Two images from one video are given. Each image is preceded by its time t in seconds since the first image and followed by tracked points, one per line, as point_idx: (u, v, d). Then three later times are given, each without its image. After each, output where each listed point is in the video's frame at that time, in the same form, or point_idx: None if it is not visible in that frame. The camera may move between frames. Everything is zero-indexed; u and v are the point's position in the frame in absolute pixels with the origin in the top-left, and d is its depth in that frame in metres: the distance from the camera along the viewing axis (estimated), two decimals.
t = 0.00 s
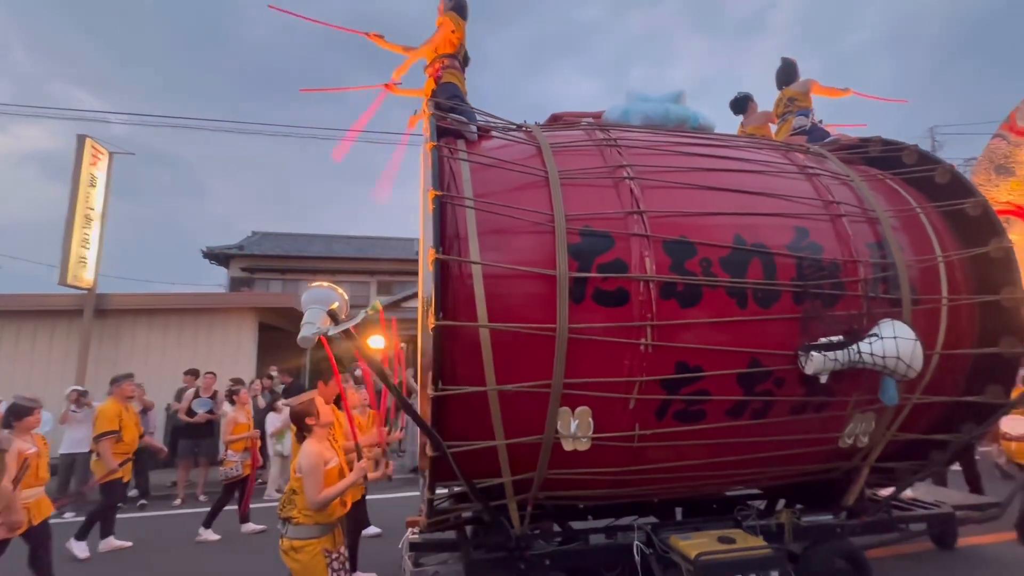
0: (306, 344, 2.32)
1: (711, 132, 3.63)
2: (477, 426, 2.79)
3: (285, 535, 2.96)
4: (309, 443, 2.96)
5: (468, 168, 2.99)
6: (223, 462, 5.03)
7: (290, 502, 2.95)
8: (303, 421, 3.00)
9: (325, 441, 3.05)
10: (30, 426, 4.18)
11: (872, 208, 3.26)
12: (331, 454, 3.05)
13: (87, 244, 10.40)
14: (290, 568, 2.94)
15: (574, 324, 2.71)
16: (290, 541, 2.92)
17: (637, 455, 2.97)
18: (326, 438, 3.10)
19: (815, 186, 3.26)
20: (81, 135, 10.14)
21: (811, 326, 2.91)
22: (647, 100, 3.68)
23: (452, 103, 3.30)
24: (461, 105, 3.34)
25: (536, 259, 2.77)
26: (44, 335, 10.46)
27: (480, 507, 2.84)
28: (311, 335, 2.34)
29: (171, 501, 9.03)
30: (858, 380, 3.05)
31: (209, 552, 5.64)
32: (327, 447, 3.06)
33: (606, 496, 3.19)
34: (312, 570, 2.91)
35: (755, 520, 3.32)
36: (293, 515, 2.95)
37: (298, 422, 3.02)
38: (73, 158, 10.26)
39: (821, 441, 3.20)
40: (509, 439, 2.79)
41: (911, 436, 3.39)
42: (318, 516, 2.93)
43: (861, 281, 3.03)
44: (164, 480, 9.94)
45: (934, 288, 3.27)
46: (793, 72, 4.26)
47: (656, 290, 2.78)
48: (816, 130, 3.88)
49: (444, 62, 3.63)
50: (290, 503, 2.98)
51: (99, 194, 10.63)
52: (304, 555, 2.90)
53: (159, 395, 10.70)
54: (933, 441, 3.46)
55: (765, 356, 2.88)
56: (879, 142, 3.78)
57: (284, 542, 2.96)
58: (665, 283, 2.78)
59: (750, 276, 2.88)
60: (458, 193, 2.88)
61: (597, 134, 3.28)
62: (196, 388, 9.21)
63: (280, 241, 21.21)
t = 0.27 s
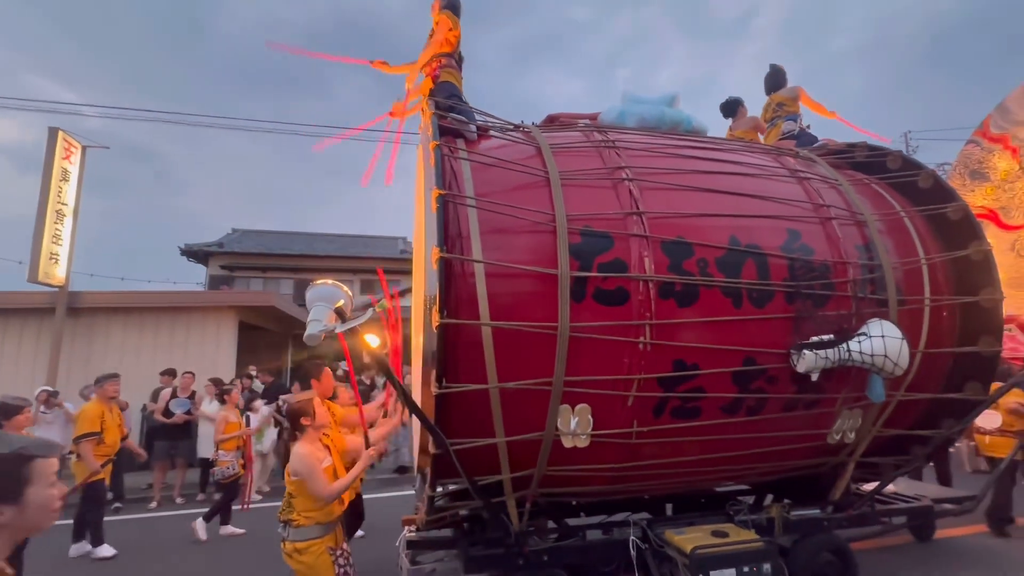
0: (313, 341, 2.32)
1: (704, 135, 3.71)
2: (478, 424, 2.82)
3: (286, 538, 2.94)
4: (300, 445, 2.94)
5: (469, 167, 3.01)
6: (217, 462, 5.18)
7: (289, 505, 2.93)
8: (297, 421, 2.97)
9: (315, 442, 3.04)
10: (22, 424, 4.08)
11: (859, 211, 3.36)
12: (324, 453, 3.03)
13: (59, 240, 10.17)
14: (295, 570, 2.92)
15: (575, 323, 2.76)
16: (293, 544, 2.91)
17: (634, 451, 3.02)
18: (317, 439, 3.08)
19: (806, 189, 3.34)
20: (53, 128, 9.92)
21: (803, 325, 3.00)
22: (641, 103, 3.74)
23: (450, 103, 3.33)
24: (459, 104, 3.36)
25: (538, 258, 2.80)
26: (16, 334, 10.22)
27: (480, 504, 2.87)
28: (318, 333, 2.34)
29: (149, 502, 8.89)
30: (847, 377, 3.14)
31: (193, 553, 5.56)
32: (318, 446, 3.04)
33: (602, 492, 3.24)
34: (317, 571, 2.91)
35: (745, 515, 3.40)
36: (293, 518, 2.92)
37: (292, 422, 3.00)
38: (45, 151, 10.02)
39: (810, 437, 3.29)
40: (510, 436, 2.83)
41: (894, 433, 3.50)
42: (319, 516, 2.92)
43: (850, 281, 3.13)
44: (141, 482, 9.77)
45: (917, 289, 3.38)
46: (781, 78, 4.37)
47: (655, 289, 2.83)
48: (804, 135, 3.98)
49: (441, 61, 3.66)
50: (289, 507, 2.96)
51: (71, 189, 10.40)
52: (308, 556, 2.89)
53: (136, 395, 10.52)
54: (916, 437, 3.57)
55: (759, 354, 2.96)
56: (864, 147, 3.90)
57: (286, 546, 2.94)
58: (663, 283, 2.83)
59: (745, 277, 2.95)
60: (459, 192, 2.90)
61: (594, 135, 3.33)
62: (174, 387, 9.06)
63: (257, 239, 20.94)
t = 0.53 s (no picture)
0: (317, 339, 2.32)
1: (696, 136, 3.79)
2: (478, 420, 2.85)
3: (304, 538, 3.02)
4: (301, 449, 2.97)
5: (468, 165, 3.03)
6: (203, 461, 5.24)
7: (305, 507, 2.99)
8: (295, 424, 2.98)
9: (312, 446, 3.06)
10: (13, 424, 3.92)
11: (845, 212, 3.46)
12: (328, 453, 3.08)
13: (28, 235, 9.92)
14: (315, 568, 3.01)
15: (575, 320, 2.80)
16: (312, 544, 2.99)
17: (630, 447, 3.07)
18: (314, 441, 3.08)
19: (795, 191, 3.44)
20: (21, 119, 9.67)
21: (793, 323, 3.08)
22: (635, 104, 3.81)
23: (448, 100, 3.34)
24: (457, 102, 3.39)
25: (538, 256, 2.84)
26: None
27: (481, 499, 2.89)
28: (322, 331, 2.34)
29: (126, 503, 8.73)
30: (834, 373, 3.24)
31: (176, 553, 5.50)
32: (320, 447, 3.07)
33: (598, 487, 3.29)
34: (340, 567, 3.00)
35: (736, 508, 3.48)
36: (310, 518, 2.99)
37: (289, 425, 3.00)
38: (11, 143, 9.77)
39: (798, 432, 3.38)
40: (510, 432, 2.86)
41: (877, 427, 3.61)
42: (334, 515, 2.99)
43: (838, 280, 3.22)
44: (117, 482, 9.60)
45: (899, 288, 3.48)
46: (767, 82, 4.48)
47: (653, 287, 2.89)
48: (791, 138, 4.10)
49: (437, 57, 3.67)
50: (303, 508, 3.03)
51: (40, 182, 10.14)
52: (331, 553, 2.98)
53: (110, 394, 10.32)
54: (897, 430, 3.69)
55: (752, 351, 3.03)
56: (848, 151, 4.02)
57: (304, 546, 3.02)
58: (661, 281, 2.89)
59: (739, 275, 3.03)
60: (459, 190, 2.90)
61: (591, 134, 3.38)
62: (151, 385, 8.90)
63: (232, 235, 20.64)
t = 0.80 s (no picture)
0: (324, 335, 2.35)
1: (689, 137, 3.85)
2: (480, 416, 2.87)
3: (306, 536, 2.99)
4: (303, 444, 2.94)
5: (469, 163, 3.04)
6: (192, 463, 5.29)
7: (309, 504, 2.96)
8: (294, 423, 2.98)
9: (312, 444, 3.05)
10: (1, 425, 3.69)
11: (834, 213, 3.55)
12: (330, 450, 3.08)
13: None
14: (313, 568, 2.96)
15: (576, 317, 2.84)
16: (315, 542, 2.96)
17: (627, 442, 3.13)
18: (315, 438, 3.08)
19: (786, 191, 3.52)
20: None
21: (786, 320, 3.16)
22: (630, 104, 3.86)
23: (447, 97, 3.36)
24: (456, 99, 3.40)
25: (539, 254, 2.87)
26: None
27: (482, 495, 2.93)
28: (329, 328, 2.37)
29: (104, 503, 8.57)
30: (824, 369, 3.33)
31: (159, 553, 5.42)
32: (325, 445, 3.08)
33: (594, 483, 3.34)
34: (339, 566, 2.98)
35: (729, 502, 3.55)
36: (313, 517, 2.97)
37: (287, 424, 2.99)
38: None
39: (789, 426, 3.47)
40: (511, 428, 2.89)
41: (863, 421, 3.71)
42: (340, 512, 2.99)
43: (828, 279, 3.31)
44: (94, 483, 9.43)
45: (884, 287, 3.57)
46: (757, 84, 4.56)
47: (651, 285, 2.94)
48: (781, 140, 4.18)
49: (435, 55, 3.68)
50: (306, 506, 2.99)
51: (9, 176, 9.88)
52: (335, 550, 2.96)
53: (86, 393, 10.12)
54: (882, 425, 3.80)
55: (746, 348, 3.11)
56: (834, 153, 4.12)
57: (306, 545, 2.98)
58: (659, 279, 2.95)
59: (734, 274, 3.10)
60: (461, 187, 2.92)
61: (588, 134, 3.42)
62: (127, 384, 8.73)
63: (210, 231, 20.33)
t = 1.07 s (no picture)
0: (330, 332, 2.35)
1: (684, 138, 3.92)
2: (482, 413, 2.89)
3: (304, 532, 2.99)
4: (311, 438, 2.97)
5: (471, 161, 3.06)
6: (183, 462, 5.28)
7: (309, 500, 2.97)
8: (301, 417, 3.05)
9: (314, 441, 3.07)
10: None
11: (825, 214, 3.64)
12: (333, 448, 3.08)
13: None
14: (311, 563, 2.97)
15: (577, 314, 2.88)
16: (313, 538, 2.96)
17: (626, 438, 3.18)
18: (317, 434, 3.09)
19: (779, 192, 3.60)
20: None
21: (780, 319, 3.24)
22: (626, 105, 3.91)
23: (448, 95, 3.38)
24: (455, 97, 3.43)
25: (542, 252, 2.91)
26: None
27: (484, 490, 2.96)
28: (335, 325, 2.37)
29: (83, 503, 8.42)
30: (815, 366, 3.41)
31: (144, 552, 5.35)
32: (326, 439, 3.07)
33: (592, 478, 3.39)
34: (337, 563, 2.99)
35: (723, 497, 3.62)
36: (313, 512, 2.97)
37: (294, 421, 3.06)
38: None
39: (781, 422, 3.55)
40: (513, 425, 2.92)
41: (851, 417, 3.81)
42: (339, 509, 3.00)
43: (820, 278, 3.39)
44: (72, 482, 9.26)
45: (873, 286, 3.66)
46: (748, 87, 4.64)
47: (651, 283, 2.99)
48: (772, 141, 4.26)
49: (433, 53, 3.70)
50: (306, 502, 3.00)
51: None
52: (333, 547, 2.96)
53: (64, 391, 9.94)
54: (869, 420, 3.91)
55: (742, 345, 3.17)
56: (823, 155, 4.21)
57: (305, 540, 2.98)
58: (659, 278, 3.00)
59: (730, 273, 3.16)
60: (464, 185, 2.94)
61: (587, 134, 3.47)
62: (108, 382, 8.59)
63: (189, 228, 20.05)
